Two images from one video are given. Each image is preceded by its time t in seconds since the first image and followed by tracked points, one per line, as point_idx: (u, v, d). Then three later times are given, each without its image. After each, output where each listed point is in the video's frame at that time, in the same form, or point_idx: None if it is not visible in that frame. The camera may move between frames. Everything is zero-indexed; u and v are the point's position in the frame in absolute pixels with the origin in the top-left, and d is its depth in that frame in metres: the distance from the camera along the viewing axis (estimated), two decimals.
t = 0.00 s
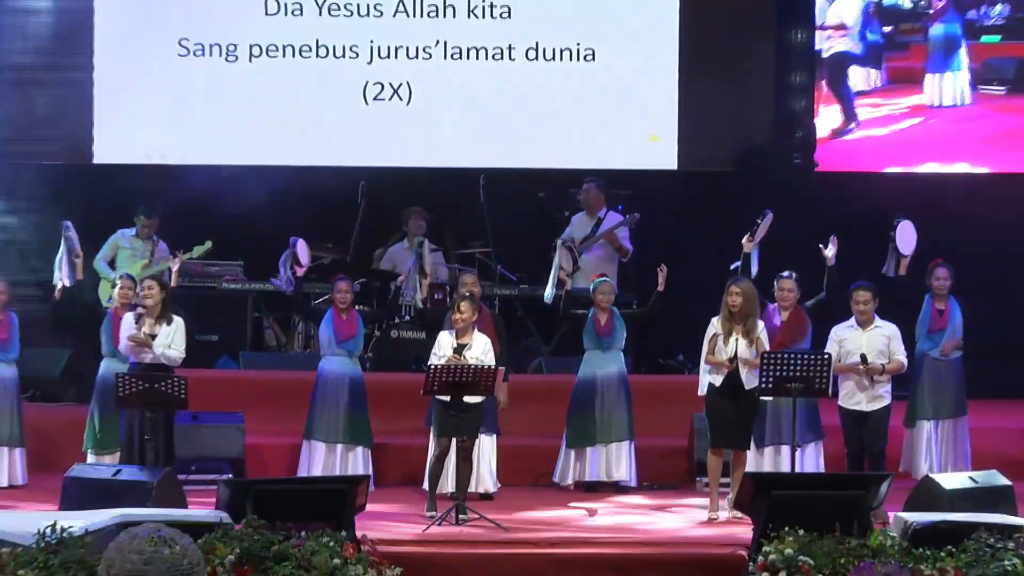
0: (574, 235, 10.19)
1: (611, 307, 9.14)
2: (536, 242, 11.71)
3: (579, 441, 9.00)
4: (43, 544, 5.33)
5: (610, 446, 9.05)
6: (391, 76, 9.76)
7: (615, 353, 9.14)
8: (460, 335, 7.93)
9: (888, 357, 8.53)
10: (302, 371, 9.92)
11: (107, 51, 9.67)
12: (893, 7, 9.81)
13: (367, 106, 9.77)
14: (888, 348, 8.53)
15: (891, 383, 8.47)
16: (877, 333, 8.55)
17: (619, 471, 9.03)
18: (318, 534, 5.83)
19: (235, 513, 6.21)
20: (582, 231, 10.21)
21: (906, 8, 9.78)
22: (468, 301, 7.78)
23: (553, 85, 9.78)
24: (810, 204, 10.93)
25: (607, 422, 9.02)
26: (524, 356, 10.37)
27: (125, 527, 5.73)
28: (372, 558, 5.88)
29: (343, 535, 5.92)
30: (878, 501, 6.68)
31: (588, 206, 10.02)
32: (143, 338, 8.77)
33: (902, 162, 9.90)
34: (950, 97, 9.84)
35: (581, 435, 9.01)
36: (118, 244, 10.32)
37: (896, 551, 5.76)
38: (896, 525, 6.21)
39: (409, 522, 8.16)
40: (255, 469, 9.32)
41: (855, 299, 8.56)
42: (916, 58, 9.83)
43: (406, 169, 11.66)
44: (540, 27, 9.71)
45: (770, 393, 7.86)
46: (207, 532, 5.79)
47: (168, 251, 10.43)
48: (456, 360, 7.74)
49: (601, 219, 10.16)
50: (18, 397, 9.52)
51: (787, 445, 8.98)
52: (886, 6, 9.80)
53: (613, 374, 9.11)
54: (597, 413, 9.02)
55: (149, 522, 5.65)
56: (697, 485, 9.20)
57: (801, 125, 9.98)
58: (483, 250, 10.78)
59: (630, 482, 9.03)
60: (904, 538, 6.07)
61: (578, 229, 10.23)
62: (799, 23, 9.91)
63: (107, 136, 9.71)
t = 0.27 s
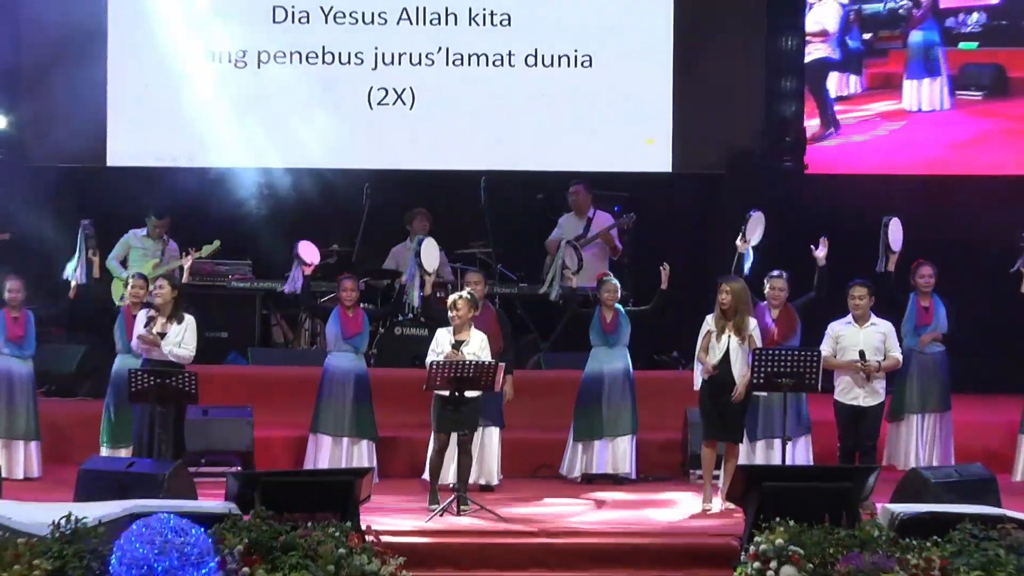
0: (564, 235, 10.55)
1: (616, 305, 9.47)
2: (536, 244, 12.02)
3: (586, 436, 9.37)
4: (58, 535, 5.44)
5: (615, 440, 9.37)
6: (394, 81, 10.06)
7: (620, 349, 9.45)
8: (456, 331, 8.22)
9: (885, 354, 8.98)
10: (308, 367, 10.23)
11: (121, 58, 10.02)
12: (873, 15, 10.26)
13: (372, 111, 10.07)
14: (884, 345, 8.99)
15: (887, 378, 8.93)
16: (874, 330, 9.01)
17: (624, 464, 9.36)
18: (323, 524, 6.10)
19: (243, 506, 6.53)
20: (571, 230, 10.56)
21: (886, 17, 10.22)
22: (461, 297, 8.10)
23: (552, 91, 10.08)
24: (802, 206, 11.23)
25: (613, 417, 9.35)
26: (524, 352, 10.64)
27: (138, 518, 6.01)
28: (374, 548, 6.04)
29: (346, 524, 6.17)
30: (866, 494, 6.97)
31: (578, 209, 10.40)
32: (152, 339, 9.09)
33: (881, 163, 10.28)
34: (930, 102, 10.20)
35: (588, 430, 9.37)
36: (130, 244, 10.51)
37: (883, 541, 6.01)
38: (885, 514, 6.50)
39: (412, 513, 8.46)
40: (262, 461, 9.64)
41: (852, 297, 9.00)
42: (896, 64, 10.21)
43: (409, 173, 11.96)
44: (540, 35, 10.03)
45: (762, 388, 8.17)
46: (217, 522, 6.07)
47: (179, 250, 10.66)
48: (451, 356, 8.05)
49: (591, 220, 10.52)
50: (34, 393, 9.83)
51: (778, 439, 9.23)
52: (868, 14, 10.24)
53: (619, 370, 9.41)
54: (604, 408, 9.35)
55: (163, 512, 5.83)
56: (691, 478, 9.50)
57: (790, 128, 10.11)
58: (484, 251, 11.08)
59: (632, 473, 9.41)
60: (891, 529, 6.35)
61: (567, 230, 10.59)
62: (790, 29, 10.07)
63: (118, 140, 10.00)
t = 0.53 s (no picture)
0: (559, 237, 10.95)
1: (619, 304, 9.84)
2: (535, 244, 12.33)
3: (594, 431, 9.64)
4: (73, 525, 5.76)
5: (620, 433, 9.72)
6: (398, 87, 10.38)
7: (622, 346, 9.82)
8: (452, 328, 8.55)
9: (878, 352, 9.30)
10: (315, 363, 10.56)
11: (135, 64, 10.30)
12: (855, 24, 10.50)
13: (377, 115, 10.40)
14: (878, 343, 9.31)
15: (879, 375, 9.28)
16: (869, 329, 9.31)
17: (629, 457, 9.74)
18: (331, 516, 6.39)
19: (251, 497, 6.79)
20: (565, 231, 10.97)
21: (867, 25, 10.47)
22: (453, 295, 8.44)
23: (551, 96, 10.41)
24: (794, 207, 11.54)
25: (617, 412, 9.70)
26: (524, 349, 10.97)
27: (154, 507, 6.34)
28: (382, 539, 6.37)
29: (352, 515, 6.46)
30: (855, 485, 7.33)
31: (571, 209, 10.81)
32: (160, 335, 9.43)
33: (865, 167, 10.47)
34: (911, 107, 10.40)
35: (595, 424, 9.65)
36: (142, 244, 10.75)
37: (871, 531, 6.39)
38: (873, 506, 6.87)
39: (416, 505, 8.79)
40: (272, 454, 9.97)
41: (847, 296, 9.30)
42: (877, 70, 10.43)
43: (412, 175, 12.28)
44: (540, 41, 10.34)
45: (754, 383, 8.50)
46: (228, 512, 6.41)
47: (190, 250, 10.95)
48: (450, 351, 8.39)
49: (586, 220, 10.92)
50: (49, 388, 10.17)
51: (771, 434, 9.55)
52: (850, 22, 10.48)
53: (622, 367, 9.80)
54: (609, 404, 9.67)
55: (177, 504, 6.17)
56: (685, 470, 9.84)
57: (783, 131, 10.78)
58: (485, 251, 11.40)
59: (635, 466, 9.76)
60: (881, 519, 6.72)
61: (562, 232, 10.99)
62: (782, 37, 10.71)
63: (131, 144, 10.32)
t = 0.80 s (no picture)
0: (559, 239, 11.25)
1: (617, 304, 10.08)
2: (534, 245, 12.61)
3: (592, 427, 9.95)
4: (84, 519, 6.20)
5: (618, 430, 9.95)
6: (401, 92, 10.66)
7: (620, 345, 10.04)
8: (445, 328, 8.81)
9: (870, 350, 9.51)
10: (319, 361, 10.84)
11: (144, 70, 10.59)
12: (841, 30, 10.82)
13: (380, 120, 10.68)
14: (870, 341, 9.51)
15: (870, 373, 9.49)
16: (861, 327, 9.52)
17: (626, 452, 9.98)
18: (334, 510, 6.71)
19: (259, 489, 7.12)
20: (565, 233, 11.25)
21: (852, 31, 10.79)
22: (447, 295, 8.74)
23: (550, 101, 10.69)
24: (788, 209, 11.80)
25: (615, 409, 9.93)
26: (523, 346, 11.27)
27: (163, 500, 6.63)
28: (383, 530, 6.71)
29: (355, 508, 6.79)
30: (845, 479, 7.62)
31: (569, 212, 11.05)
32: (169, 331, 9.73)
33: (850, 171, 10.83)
34: (895, 111, 10.76)
35: (593, 420, 9.95)
36: (151, 245, 11.04)
37: (862, 524, 6.74)
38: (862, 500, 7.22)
39: (418, 498, 9.06)
40: (278, 449, 10.25)
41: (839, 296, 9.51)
42: (862, 76, 10.78)
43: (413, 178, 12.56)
44: (538, 48, 10.61)
45: (747, 380, 8.79)
46: (235, 506, 6.71)
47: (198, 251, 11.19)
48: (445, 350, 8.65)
49: (584, 221, 11.18)
50: (62, 385, 10.46)
51: (763, 429, 9.83)
52: (836, 29, 10.81)
53: (618, 365, 10.02)
54: (605, 401, 9.92)
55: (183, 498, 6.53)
56: (680, 465, 10.11)
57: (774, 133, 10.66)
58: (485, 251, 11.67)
59: (636, 461, 10.00)
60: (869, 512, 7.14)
61: (562, 233, 11.28)
62: (775, 43, 10.53)
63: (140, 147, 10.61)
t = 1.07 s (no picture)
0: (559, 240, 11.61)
1: (614, 304, 10.43)
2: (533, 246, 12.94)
3: (586, 423, 10.33)
4: (99, 511, 6.47)
5: (611, 425, 10.33)
6: (404, 98, 10.98)
7: (615, 343, 10.41)
8: (444, 326, 9.17)
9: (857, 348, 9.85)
10: (324, 359, 11.19)
11: (155, 77, 10.92)
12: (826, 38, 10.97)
13: (383, 125, 11.00)
14: (857, 340, 9.84)
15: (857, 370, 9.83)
16: (849, 326, 9.86)
17: (620, 447, 10.32)
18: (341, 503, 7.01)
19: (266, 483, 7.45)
20: (565, 233, 11.61)
21: (835, 41, 10.91)
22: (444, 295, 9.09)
23: (548, 107, 11.02)
24: (780, 212, 12.13)
25: (609, 405, 10.33)
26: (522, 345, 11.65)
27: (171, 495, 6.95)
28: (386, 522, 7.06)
29: (360, 502, 7.09)
30: (833, 474, 7.94)
31: (568, 212, 11.42)
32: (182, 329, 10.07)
33: (833, 176, 10.99)
34: (876, 117, 10.92)
35: (587, 417, 10.34)
36: (162, 247, 11.43)
37: (850, 517, 6.97)
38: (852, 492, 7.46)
39: (420, 492, 9.40)
40: (285, 443, 10.60)
41: (827, 295, 9.85)
42: (844, 83, 10.93)
43: (415, 182, 12.90)
44: (537, 56, 10.95)
45: (739, 377, 9.16)
46: (244, 499, 7.00)
47: (206, 252, 11.54)
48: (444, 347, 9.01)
49: (582, 222, 11.55)
50: (76, 382, 10.84)
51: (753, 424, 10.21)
52: (820, 38, 10.95)
53: (614, 362, 10.39)
54: (600, 397, 10.31)
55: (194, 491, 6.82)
56: (675, 459, 10.45)
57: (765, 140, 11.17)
58: (485, 252, 12.05)
59: (630, 456, 10.34)
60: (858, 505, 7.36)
61: (562, 234, 11.64)
62: (766, 52, 11.04)
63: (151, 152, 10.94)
